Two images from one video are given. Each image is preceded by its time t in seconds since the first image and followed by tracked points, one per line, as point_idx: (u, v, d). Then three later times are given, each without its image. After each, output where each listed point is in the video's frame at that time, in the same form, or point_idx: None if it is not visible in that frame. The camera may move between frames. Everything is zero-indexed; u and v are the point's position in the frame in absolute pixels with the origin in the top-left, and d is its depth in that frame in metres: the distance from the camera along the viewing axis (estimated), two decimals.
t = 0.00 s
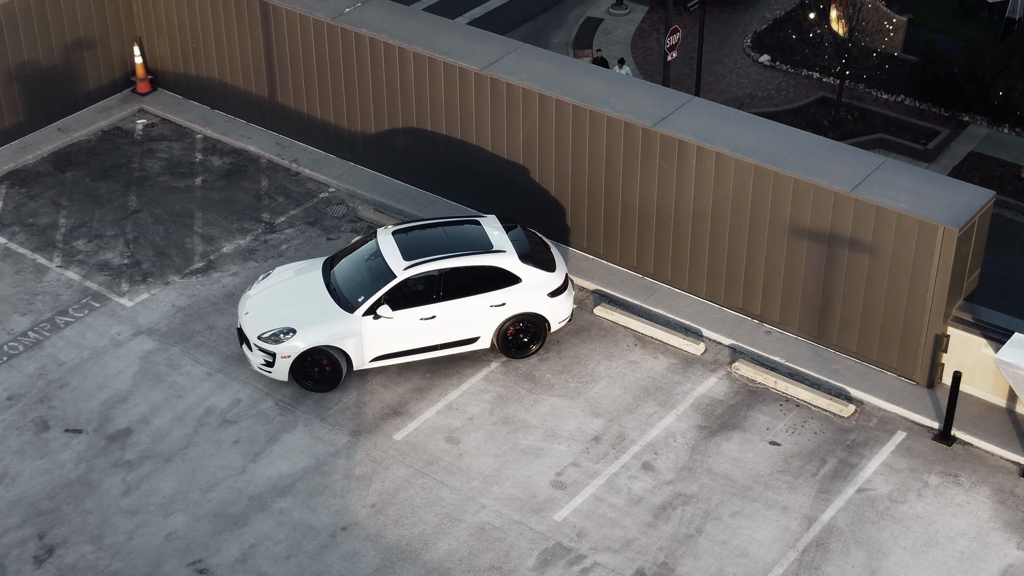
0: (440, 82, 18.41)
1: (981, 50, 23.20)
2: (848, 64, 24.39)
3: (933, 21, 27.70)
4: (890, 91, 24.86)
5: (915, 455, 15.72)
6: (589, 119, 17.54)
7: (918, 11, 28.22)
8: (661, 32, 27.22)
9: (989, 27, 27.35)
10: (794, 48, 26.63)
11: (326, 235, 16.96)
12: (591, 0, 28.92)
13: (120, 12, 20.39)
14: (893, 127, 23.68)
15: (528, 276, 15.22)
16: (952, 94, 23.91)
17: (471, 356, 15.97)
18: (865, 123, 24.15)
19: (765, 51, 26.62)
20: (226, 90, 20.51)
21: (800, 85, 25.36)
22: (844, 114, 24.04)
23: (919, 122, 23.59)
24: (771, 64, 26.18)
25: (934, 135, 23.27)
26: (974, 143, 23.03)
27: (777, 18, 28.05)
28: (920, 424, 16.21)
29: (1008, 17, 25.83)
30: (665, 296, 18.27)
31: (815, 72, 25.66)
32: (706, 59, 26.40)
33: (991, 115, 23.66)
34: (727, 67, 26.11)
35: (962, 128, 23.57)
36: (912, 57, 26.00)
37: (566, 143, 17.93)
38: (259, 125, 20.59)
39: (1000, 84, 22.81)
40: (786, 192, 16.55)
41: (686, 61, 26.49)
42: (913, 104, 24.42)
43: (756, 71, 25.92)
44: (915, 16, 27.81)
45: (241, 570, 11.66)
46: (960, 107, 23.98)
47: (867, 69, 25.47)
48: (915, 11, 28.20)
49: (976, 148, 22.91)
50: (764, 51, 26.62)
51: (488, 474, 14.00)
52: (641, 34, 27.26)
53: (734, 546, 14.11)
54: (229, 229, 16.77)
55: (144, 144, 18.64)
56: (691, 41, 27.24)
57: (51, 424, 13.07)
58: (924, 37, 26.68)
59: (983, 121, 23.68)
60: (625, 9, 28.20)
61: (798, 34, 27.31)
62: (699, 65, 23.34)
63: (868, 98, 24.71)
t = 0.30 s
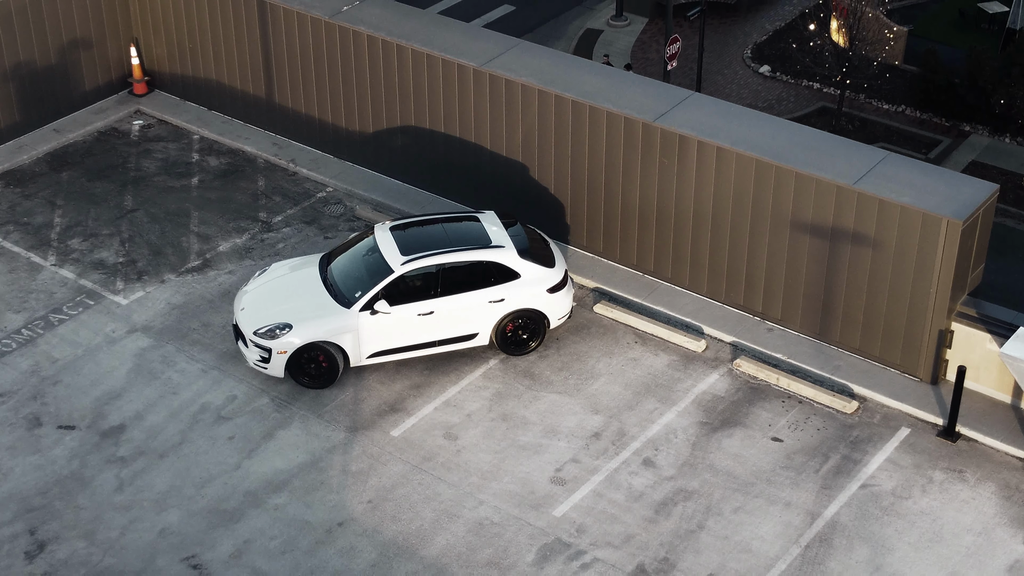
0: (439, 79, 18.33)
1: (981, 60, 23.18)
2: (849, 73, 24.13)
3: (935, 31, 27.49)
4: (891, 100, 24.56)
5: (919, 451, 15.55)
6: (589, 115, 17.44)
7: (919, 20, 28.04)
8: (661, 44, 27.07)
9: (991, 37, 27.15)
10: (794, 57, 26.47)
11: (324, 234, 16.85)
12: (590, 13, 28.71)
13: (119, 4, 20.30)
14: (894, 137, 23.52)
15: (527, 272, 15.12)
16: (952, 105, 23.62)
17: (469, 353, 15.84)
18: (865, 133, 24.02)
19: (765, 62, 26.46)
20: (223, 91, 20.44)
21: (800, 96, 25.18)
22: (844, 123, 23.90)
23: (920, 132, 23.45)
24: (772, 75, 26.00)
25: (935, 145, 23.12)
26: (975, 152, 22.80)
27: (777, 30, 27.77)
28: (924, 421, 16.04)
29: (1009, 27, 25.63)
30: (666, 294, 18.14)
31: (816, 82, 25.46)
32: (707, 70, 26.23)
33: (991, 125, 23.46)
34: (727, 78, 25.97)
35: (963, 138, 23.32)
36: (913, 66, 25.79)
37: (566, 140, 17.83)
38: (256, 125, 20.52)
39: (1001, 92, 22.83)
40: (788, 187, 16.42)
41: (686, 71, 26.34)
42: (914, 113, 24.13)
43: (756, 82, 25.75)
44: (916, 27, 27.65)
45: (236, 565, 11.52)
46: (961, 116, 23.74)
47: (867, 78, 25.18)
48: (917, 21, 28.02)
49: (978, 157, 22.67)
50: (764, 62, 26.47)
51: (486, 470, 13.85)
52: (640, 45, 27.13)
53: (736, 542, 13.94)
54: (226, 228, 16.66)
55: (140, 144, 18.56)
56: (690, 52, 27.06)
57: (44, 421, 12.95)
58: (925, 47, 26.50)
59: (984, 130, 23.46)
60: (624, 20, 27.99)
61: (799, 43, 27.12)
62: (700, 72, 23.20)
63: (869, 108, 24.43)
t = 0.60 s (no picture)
0: (439, 77, 18.24)
1: (982, 71, 22.71)
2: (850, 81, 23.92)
3: (936, 43, 27.29)
4: (892, 110, 24.34)
5: (924, 448, 15.37)
6: (590, 110, 17.33)
7: (920, 32, 27.85)
8: (661, 55, 26.91)
9: (993, 49, 26.88)
10: (795, 68, 26.33)
11: (322, 233, 16.74)
12: (589, 26, 28.55)
13: (116, 10, 20.31)
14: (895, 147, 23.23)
15: (528, 268, 15.00)
16: (954, 116, 23.40)
17: (469, 350, 15.70)
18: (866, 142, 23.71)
19: (766, 73, 26.29)
20: (222, 92, 20.37)
21: (801, 107, 25.00)
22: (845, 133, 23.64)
23: (921, 142, 23.20)
24: (773, 85, 25.82)
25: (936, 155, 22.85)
26: (977, 162, 22.47)
27: (778, 41, 27.61)
28: (930, 417, 15.87)
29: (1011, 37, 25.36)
30: (668, 291, 17.99)
31: (817, 92, 25.28)
32: (707, 81, 26.08)
33: (993, 134, 23.17)
34: (729, 89, 25.83)
35: (964, 148, 23.06)
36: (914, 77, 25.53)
37: (566, 137, 17.72)
38: (255, 126, 20.45)
39: (1002, 102, 22.46)
40: (791, 181, 16.28)
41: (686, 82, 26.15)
42: (915, 123, 23.89)
43: (757, 92, 25.54)
44: (917, 39, 27.45)
45: (231, 561, 11.36)
46: (962, 127, 23.52)
47: (868, 87, 25.01)
48: (918, 33, 27.82)
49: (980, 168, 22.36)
50: (765, 72, 26.29)
51: (486, 466, 13.69)
52: (641, 57, 26.97)
53: (740, 537, 13.77)
54: (224, 227, 16.55)
55: (138, 145, 18.48)
56: (691, 63, 26.87)
57: (39, 417, 12.83)
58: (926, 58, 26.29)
59: (986, 141, 23.19)
60: (625, 32, 27.83)
61: (799, 53, 27.00)
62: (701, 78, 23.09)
63: (870, 118, 24.20)
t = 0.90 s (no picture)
0: (440, 74, 18.14)
1: (985, 77, 22.20)
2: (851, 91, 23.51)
3: (937, 53, 27.15)
4: (895, 121, 23.96)
5: (933, 443, 15.18)
6: (593, 106, 17.22)
7: (920, 43, 27.72)
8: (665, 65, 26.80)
9: (995, 59, 26.65)
10: (797, 78, 26.20)
11: (323, 232, 16.62)
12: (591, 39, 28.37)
13: (115, 13, 20.28)
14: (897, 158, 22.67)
15: (530, 262, 14.89)
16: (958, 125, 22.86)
17: (471, 346, 15.55)
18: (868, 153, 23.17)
19: (768, 84, 26.02)
20: (222, 92, 20.30)
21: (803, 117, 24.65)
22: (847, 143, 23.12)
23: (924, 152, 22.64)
24: (774, 96, 25.56)
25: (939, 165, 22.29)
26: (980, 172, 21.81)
27: (779, 51, 27.47)
28: (938, 413, 15.68)
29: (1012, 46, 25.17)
30: (672, 289, 17.83)
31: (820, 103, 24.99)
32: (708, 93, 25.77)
33: (997, 142, 22.65)
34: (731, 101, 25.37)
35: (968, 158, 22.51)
36: (917, 86, 25.34)
37: (569, 133, 17.61)
38: (254, 126, 20.38)
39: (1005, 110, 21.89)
40: (797, 175, 16.14)
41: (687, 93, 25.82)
42: (919, 133, 23.42)
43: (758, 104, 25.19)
44: (918, 49, 27.30)
45: (230, 555, 11.20)
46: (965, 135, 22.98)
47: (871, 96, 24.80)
48: (919, 44, 27.69)
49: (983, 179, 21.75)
50: (767, 83, 26.03)
51: (489, 461, 13.53)
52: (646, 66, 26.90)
53: (746, 531, 13.58)
54: (223, 226, 16.44)
55: (137, 145, 18.39)
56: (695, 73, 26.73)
57: (35, 413, 12.69)
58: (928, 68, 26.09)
59: (989, 149, 22.65)
60: (626, 43, 27.69)
61: (802, 62, 26.87)
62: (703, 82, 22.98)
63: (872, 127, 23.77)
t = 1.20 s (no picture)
0: (440, 70, 18.05)
1: (986, 86, 21.31)
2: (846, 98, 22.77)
3: (938, 65, 26.98)
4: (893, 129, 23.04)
5: (939, 436, 15.01)
6: (594, 100, 17.11)
7: (922, 54, 27.57)
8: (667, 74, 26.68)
9: (996, 70, 26.42)
10: (798, 86, 25.87)
11: (322, 230, 16.51)
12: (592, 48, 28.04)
13: (112, 9, 20.18)
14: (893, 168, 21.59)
15: (532, 256, 14.76)
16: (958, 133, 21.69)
17: (471, 341, 15.41)
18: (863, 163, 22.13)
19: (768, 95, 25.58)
20: (220, 92, 20.23)
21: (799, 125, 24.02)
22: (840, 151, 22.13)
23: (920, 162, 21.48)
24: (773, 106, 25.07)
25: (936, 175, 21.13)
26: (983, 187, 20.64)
27: (780, 62, 27.35)
28: (943, 407, 15.51)
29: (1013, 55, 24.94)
30: (674, 285, 17.68)
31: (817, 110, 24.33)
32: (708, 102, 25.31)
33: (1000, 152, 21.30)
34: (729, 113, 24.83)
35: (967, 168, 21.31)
36: (918, 97, 24.99)
37: (570, 128, 17.50)
38: (252, 125, 20.28)
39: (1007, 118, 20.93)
40: (800, 167, 16.00)
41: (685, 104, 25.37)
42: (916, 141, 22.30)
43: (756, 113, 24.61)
44: (918, 60, 27.13)
45: (226, 548, 11.06)
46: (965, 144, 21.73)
47: (873, 104, 24.45)
48: (920, 55, 27.52)
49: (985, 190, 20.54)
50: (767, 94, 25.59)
51: (489, 454, 13.38)
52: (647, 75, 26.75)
53: (750, 524, 13.42)
54: (221, 223, 16.33)
55: (134, 145, 18.31)
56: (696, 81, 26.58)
57: (29, 407, 12.57)
58: (930, 79, 25.80)
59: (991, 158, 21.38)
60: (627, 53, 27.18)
61: (802, 71, 26.55)
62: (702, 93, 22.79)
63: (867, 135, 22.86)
